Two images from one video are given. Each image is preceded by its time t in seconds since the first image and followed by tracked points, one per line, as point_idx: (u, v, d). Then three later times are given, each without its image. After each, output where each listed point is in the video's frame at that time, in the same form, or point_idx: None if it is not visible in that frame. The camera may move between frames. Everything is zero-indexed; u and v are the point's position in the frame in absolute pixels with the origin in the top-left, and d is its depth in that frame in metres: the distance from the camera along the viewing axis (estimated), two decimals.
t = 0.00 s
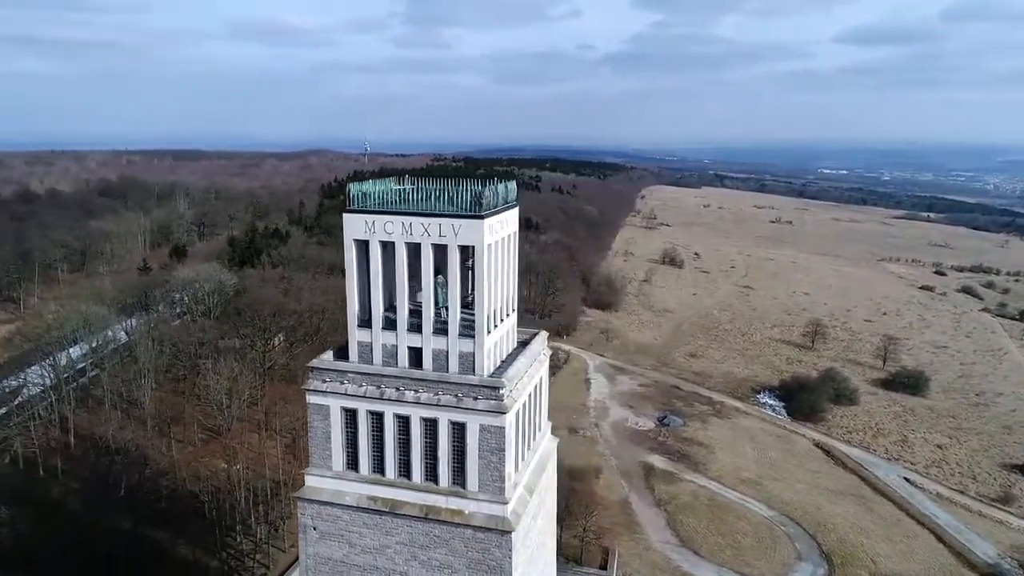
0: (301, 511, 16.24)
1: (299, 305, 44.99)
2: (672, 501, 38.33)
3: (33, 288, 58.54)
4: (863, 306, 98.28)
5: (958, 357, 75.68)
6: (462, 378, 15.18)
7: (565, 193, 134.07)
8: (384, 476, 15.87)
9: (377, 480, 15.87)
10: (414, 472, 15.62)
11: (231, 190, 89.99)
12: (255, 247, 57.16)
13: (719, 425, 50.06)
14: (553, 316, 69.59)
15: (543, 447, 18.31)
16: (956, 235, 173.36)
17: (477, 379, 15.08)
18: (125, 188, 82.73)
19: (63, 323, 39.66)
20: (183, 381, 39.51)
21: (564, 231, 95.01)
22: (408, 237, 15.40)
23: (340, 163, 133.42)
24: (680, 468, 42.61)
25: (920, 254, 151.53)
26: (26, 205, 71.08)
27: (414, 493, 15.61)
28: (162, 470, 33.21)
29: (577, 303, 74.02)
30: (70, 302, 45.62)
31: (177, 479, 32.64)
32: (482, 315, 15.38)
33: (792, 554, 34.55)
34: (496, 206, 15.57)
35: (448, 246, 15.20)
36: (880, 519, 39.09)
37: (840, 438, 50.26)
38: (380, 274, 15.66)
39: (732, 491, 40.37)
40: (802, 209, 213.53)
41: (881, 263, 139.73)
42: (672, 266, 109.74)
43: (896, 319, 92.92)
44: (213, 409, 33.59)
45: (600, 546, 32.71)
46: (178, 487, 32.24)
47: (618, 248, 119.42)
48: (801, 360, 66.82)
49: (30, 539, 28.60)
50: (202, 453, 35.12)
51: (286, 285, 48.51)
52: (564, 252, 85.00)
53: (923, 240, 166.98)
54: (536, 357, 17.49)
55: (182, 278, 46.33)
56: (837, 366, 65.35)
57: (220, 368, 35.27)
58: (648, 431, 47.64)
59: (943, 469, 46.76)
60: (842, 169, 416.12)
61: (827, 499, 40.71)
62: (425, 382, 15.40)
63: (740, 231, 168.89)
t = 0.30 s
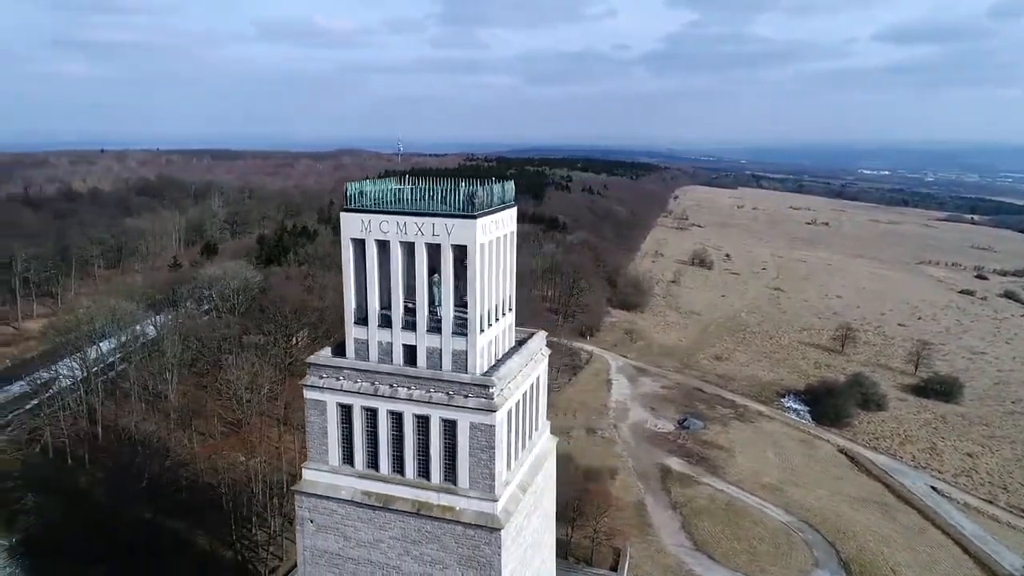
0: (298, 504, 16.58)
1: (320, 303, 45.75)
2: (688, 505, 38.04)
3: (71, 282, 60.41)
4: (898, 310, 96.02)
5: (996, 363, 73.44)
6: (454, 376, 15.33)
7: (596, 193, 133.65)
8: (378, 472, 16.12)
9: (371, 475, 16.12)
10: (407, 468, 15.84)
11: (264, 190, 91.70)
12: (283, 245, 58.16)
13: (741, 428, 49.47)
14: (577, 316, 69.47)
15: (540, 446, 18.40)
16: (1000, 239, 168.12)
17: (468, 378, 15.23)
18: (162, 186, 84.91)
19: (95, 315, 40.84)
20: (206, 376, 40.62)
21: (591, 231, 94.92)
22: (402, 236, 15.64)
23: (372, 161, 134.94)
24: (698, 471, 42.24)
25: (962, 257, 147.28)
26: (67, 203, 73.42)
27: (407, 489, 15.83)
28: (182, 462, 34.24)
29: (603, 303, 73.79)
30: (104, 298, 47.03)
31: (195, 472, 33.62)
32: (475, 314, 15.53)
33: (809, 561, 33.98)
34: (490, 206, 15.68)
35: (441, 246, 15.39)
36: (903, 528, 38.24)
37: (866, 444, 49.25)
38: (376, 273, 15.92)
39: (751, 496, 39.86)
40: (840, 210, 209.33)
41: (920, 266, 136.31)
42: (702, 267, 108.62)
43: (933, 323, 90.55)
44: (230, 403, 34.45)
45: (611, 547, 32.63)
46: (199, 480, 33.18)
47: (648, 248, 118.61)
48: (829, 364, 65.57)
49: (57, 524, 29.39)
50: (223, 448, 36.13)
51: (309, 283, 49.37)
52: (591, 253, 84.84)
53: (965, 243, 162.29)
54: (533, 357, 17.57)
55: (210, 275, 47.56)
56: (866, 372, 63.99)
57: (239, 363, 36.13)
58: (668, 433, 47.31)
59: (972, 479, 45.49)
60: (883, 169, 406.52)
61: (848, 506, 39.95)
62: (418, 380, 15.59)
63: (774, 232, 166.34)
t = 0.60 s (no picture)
0: (295, 495, 16.98)
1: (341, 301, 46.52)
2: (703, 508, 37.75)
3: (106, 278, 62.23)
4: (934, 314, 93.57)
5: None
6: (445, 373, 15.52)
7: (626, 194, 132.95)
8: (372, 467, 16.38)
9: (365, 469, 16.40)
10: (399, 464, 16.09)
11: (296, 188, 93.20)
12: (309, 243, 59.15)
13: (763, 432, 48.84)
14: (601, 316, 69.25)
15: (537, 444, 18.51)
16: None
17: (458, 375, 15.40)
18: (196, 185, 86.87)
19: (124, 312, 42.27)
20: (227, 371, 41.77)
21: (619, 232, 94.62)
22: (397, 235, 15.91)
23: (403, 160, 136.11)
24: (715, 474, 41.85)
25: (1005, 261, 142.73)
26: (105, 200, 75.57)
27: (399, 484, 16.07)
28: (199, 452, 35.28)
29: (627, 304, 73.46)
30: (135, 293, 48.41)
31: (211, 463, 34.65)
32: (468, 313, 15.71)
33: (824, 568, 33.43)
34: (483, 206, 15.86)
35: (434, 245, 15.61)
36: (925, 537, 37.37)
37: (892, 451, 48.21)
38: (372, 271, 16.18)
39: (768, 501, 39.38)
40: (878, 211, 204.67)
41: (960, 269, 132.62)
42: (732, 269, 107.31)
43: (971, 328, 88.01)
44: (248, 396, 35.49)
45: (622, 549, 32.56)
46: (215, 471, 34.16)
47: (677, 249, 117.58)
48: (858, 368, 64.31)
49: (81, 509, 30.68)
50: (243, 441, 36.93)
51: (331, 281, 50.23)
52: (617, 253, 84.54)
53: (1010, 246, 157.28)
54: (529, 355, 17.68)
55: (237, 273, 48.79)
56: (896, 377, 62.56)
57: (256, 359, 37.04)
58: (687, 435, 46.93)
59: (1002, 488, 44.21)
60: (926, 170, 396.11)
61: (869, 514, 39.19)
62: (410, 377, 15.83)
63: (809, 234, 163.40)
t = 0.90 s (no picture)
0: (296, 488, 17.37)
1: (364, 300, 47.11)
2: (721, 512, 37.35)
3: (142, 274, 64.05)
4: (976, 319, 90.74)
5: None
6: (439, 371, 15.73)
7: (658, 194, 131.85)
8: (370, 461, 16.67)
9: (363, 463, 16.70)
10: (395, 459, 16.34)
11: (329, 187, 94.56)
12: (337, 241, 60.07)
13: (787, 437, 48.05)
14: (627, 317, 68.87)
15: (536, 443, 18.65)
16: None
17: (451, 373, 15.60)
18: (234, 184, 89.04)
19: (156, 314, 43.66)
20: (252, 367, 42.70)
21: (649, 233, 94.06)
22: (395, 234, 16.21)
23: (436, 160, 137.01)
24: (735, 478, 41.33)
25: None
26: (144, 199, 77.67)
27: (395, 479, 16.33)
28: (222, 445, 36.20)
29: (654, 305, 72.93)
30: (169, 290, 49.83)
31: (232, 455, 35.49)
32: (463, 311, 15.91)
33: None
34: (478, 206, 16.07)
35: (430, 244, 15.86)
36: (950, 549, 36.36)
37: (921, 459, 46.97)
38: (371, 269, 16.48)
39: (789, 507, 38.77)
40: (921, 213, 199.28)
41: (1005, 273, 128.38)
42: (764, 271, 105.64)
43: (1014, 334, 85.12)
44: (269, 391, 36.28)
45: (635, 550, 32.41)
46: (235, 463, 34.99)
47: (709, 251, 116.21)
48: (890, 374, 62.77)
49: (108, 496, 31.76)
50: (264, 436, 37.65)
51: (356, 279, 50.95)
52: (645, 254, 84.05)
53: None
54: (527, 355, 17.83)
55: (265, 274, 50.08)
56: (930, 384, 60.91)
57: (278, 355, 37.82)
58: (708, 439, 46.42)
59: None
60: (974, 170, 384.23)
61: (893, 523, 38.30)
62: (406, 374, 16.08)
63: (847, 236, 159.88)
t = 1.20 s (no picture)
0: (298, 480, 17.80)
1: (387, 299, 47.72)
2: (740, 516, 36.94)
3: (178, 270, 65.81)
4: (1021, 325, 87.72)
5: None
6: (434, 368, 15.96)
7: (692, 195, 130.57)
8: (368, 456, 17.01)
9: (362, 458, 17.04)
10: (393, 454, 16.62)
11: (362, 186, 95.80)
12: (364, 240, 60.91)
13: (813, 442, 47.23)
14: (654, 318, 68.41)
15: (536, 442, 18.78)
16: None
17: (445, 371, 15.82)
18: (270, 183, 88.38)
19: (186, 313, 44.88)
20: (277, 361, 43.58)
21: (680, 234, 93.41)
22: (393, 234, 16.49)
23: (470, 159, 137.70)
24: (756, 483, 40.80)
25: None
26: (183, 198, 79.74)
27: (391, 473, 16.61)
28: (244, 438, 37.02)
29: (683, 307, 72.29)
30: (201, 288, 51.25)
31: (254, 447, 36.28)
32: (459, 310, 16.10)
33: None
34: (473, 206, 16.24)
35: (427, 244, 16.09)
36: (978, 561, 35.37)
37: (953, 467, 45.71)
38: (371, 267, 16.79)
39: (810, 513, 38.14)
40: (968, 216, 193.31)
41: None
42: (799, 274, 103.82)
43: None
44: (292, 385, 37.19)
45: (648, 552, 32.30)
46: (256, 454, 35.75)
47: (743, 253, 114.66)
48: (925, 381, 61.16)
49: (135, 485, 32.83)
50: (286, 430, 38.31)
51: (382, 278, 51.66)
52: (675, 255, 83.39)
53: None
54: (527, 354, 17.97)
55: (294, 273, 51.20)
56: (967, 392, 59.20)
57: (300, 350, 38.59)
58: (731, 442, 45.89)
59: None
60: None
61: (918, 532, 37.38)
62: (403, 371, 16.36)
63: (888, 239, 156.05)
